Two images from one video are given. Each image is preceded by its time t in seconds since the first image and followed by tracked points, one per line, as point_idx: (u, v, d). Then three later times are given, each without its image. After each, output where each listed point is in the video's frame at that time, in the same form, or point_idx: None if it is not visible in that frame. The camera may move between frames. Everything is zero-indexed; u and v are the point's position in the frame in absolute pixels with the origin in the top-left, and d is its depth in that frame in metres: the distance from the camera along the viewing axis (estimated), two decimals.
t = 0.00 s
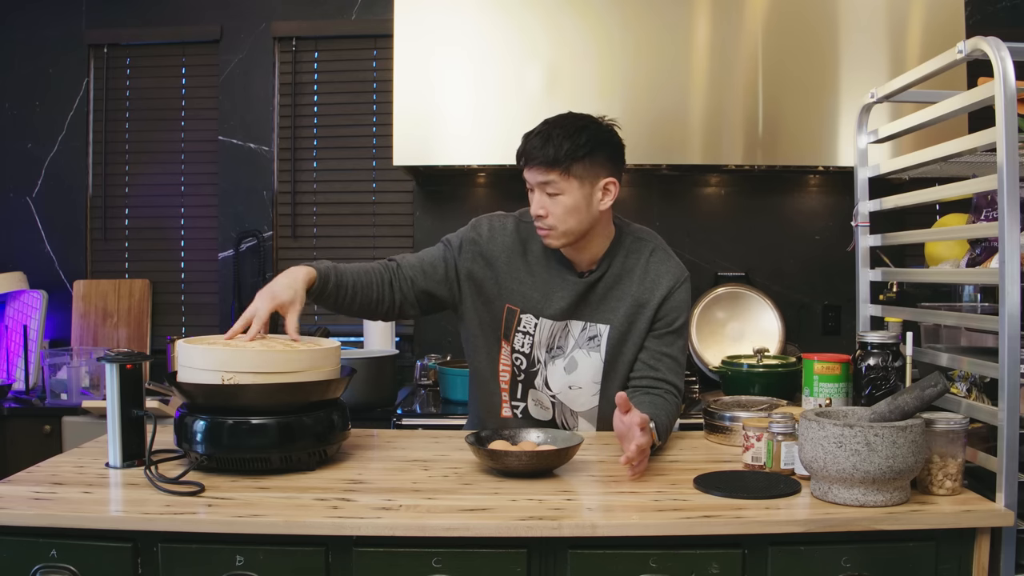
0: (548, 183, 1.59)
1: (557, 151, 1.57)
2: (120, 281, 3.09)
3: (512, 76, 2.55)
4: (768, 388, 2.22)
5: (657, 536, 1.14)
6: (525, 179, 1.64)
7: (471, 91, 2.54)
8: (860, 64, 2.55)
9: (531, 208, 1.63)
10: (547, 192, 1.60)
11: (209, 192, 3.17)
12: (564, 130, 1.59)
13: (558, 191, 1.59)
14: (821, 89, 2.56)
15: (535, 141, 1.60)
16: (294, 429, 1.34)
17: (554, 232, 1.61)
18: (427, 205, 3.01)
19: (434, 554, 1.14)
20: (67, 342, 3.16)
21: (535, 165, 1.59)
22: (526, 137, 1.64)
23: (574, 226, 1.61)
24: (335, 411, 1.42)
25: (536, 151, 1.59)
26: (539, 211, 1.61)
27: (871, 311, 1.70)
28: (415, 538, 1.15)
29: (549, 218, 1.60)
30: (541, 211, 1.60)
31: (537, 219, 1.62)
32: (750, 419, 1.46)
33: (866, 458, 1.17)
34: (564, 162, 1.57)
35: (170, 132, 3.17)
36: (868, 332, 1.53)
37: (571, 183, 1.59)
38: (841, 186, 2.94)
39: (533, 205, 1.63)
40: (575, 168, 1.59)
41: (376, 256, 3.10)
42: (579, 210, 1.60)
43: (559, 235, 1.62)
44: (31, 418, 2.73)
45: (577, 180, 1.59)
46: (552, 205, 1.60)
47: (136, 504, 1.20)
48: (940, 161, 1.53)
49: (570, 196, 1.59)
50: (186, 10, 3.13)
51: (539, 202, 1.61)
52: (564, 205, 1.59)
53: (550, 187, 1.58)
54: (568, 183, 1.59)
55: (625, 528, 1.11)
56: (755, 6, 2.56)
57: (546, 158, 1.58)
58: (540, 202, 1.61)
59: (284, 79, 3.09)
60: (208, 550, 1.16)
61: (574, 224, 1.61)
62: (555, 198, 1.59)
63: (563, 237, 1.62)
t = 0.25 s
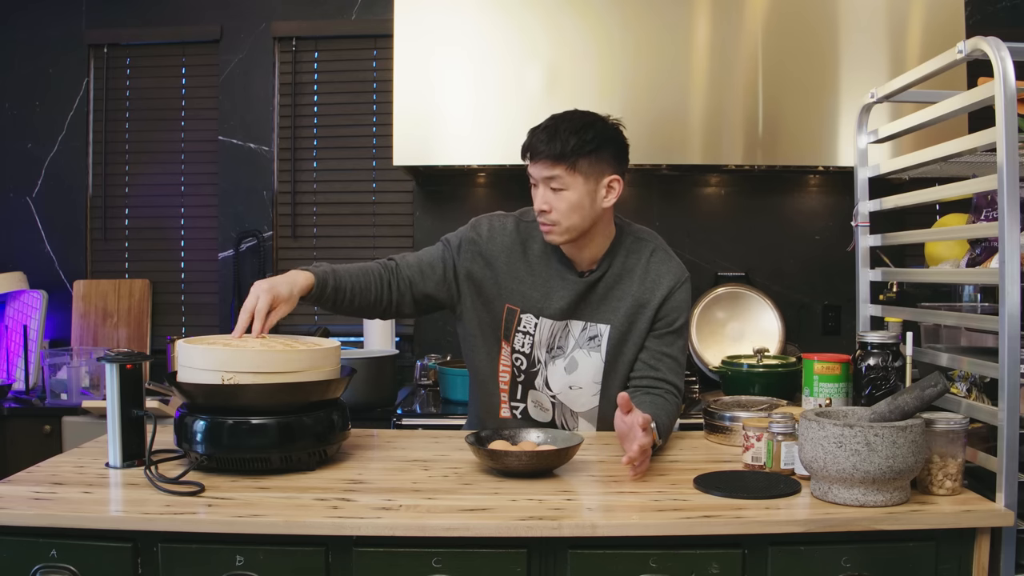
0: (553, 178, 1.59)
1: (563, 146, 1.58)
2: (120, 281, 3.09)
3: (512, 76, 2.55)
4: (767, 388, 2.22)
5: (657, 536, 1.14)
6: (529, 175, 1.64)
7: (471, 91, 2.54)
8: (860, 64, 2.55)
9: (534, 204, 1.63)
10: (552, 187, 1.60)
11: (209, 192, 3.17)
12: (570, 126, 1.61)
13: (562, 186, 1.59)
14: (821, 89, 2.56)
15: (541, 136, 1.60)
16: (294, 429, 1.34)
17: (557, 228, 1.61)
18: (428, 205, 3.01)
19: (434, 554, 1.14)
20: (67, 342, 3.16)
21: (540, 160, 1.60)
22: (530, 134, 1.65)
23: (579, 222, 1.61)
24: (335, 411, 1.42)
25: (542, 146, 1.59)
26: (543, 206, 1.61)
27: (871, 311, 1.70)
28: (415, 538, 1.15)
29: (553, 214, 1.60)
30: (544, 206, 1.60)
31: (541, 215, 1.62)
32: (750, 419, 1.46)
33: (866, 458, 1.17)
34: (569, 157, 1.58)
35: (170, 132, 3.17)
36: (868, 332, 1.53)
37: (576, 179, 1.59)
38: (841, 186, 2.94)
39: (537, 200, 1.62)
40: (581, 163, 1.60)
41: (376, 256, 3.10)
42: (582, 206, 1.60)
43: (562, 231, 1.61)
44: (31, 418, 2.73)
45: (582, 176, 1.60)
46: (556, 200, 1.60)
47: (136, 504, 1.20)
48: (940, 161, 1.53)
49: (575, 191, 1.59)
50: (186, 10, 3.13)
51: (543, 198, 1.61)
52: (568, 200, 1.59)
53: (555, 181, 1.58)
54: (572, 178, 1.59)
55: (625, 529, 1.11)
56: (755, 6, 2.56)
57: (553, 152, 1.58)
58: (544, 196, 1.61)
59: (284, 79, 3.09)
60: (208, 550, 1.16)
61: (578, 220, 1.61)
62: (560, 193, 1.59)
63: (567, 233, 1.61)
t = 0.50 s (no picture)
0: (555, 171, 1.59)
1: (565, 138, 1.59)
2: (120, 281, 3.09)
3: (512, 76, 2.55)
4: (767, 388, 2.22)
5: (657, 536, 1.14)
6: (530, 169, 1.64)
7: (471, 91, 2.54)
8: (860, 64, 2.55)
9: (534, 197, 1.63)
10: (553, 179, 1.60)
11: (209, 192, 3.17)
12: (571, 118, 1.61)
13: (564, 179, 1.59)
14: (821, 89, 2.56)
15: (542, 129, 1.61)
16: (294, 429, 1.34)
17: (559, 221, 1.61)
18: (428, 205, 3.01)
19: (434, 554, 1.14)
20: (67, 342, 3.16)
21: (541, 153, 1.60)
22: (531, 128, 1.65)
23: (580, 216, 1.60)
24: (335, 411, 1.42)
25: (544, 138, 1.60)
26: (544, 199, 1.60)
27: (871, 311, 1.70)
28: (415, 538, 1.15)
29: (555, 206, 1.60)
30: (545, 199, 1.60)
31: (542, 208, 1.61)
32: (750, 419, 1.46)
33: (866, 458, 1.17)
34: (570, 150, 1.59)
35: (170, 132, 3.17)
36: (868, 332, 1.53)
37: (577, 172, 1.59)
38: (841, 186, 2.94)
39: (538, 194, 1.62)
40: (582, 156, 1.60)
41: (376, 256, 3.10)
42: (583, 199, 1.60)
43: (563, 224, 1.61)
44: (31, 418, 2.73)
45: (583, 168, 1.60)
46: (557, 193, 1.60)
47: (136, 504, 1.20)
48: (940, 161, 1.53)
49: (576, 184, 1.59)
50: (186, 10, 3.13)
51: (544, 191, 1.61)
52: (569, 193, 1.59)
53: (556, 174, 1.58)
54: (574, 171, 1.59)
55: (625, 529, 1.11)
56: (755, 6, 2.56)
57: (554, 145, 1.59)
58: (545, 190, 1.61)
59: (284, 79, 3.09)
60: (208, 550, 1.16)
61: (579, 213, 1.60)
62: (561, 186, 1.59)
63: (568, 226, 1.61)
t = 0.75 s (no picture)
0: (543, 154, 1.63)
1: (553, 123, 1.63)
2: (120, 281, 3.09)
3: (512, 76, 2.54)
4: (767, 387, 2.21)
5: (657, 536, 1.14)
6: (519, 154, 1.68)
7: (471, 91, 2.54)
8: (860, 63, 2.55)
9: (522, 181, 1.67)
10: (541, 163, 1.64)
11: (209, 191, 3.17)
12: (560, 105, 1.66)
13: (551, 163, 1.63)
14: (821, 89, 2.56)
15: (531, 113, 1.66)
16: (294, 429, 1.34)
17: (545, 204, 1.64)
18: (428, 205, 3.01)
19: (434, 554, 1.14)
20: (67, 342, 3.16)
21: (532, 137, 1.65)
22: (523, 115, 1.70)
23: (566, 200, 1.63)
24: (335, 411, 1.42)
25: (534, 122, 1.65)
26: (531, 182, 1.64)
27: (871, 311, 1.70)
28: (415, 538, 1.15)
29: (542, 189, 1.64)
30: (533, 182, 1.64)
31: (529, 191, 1.65)
32: (749, 419, 1.46)
33: (866, 458, 1.17)
34: (558, 134, 1.63)
35: (170, 132, 3.17)
36: (868, 332, 1.53)
37: (564, 155, 1.63)
38: (841, 186, 2.94)
39: (526, 177, 1.66)
40: (570, 141, 1.65)
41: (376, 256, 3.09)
42: (570, 182, 1.63)
43: (549, 208, 1.64)
44: (31, 418, 2.73)
45: (570, 153, 1.64)
46: (545, 176, 1.64)
47: (136, 504, 1.20)
48: (940, 161, 1.53)
49: (563, 167, 1.63)
50: (186, 10, 3.13)
51: (532, 174, 1.65)
52: (556, 176, 1.63)
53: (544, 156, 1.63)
54: (561, 154, 1.63)
55: (625, 529, 1.11)
56: (755, 6, 2.56)
57: (543, 129, 1.63)
58: (533, 173, 1.65)
59: (284, 79, 3.09)
60: (208, 550, 1.16)
61: (566, 197, 1.64)
62: (548, 169, 1.63)
63: (554, 210, 1.64)
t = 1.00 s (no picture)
0: (514, 135, 1.71)
1: (523, 104, 1.71)
2: (120, 281, 3.09)
3: (512, 76, 2.54)
4: (767, 387, 2.21)
5: (657, 536, 1.14)
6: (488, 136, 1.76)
7: (471, 91, 2.54)
8: (860, 63, 2.55)
9: (492, 161, 1.74)
10: (512, 144, 1.72)
11: (209, 191, 3.17)
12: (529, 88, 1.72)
13: (523, 143, 1.71)
14: (821, 89, 2.56)
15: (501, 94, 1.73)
16: (294, 429, 1.34)
17: (516, 183, 1.72)
18: (428, 205, 3.01)
19: (434, 554, 1.14)
20: (67, 342, 3.16)
21: (501, 118, 1.72)
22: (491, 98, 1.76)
23: (536, 177, 1.71)
24: (335, 411, 1.42)
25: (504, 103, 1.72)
26: (503, 163, 1.72)
27: (871, 311, 1.70)
28: (415, 538, 1.15)
29: (513, 168, 1.71)
30: (504, 162, 1.72)
31: (500, 171, 1.73)
32: (749, 419, 1.46)
33: (866, 458, 1.17)
34: (527, 115, 1.71)
35: (170, 132, 3.17)
36: (868, 332, 1.52)
37: (535, 136, 1.71)
38: (841, 186, 2.94)
39: (496, 158, 1.73)
40: (540, 122, 1.72)
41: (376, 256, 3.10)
42: (540, 162, 1.72)
43: (520, 187, 1.72)
44: (31, 418, 2.73)
45: (540, 133, 1.72)
46: (516, 157, 1.72)
47: (136, 504, 1.20)
48: (940, 161, 1.53)
49: (533, 148, 1.71)
50: (186, 10, 3.13)
51: (503, 154, 1.72)
52: (527, 156, 1.71)
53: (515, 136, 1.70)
54: (530, 135, 1.71)
55: (625, 529, 1.11)
56: (755, 6, 2.56)
57: (513, 109, 1.71)
58: (503, 153, 1.72)
59: (284, 79, 3.09)
60: (208, 550, 1.16)
61: (536, 176, 1.71)
62: (519, 149, 1.71)
63: (525, 189, 1.72)
